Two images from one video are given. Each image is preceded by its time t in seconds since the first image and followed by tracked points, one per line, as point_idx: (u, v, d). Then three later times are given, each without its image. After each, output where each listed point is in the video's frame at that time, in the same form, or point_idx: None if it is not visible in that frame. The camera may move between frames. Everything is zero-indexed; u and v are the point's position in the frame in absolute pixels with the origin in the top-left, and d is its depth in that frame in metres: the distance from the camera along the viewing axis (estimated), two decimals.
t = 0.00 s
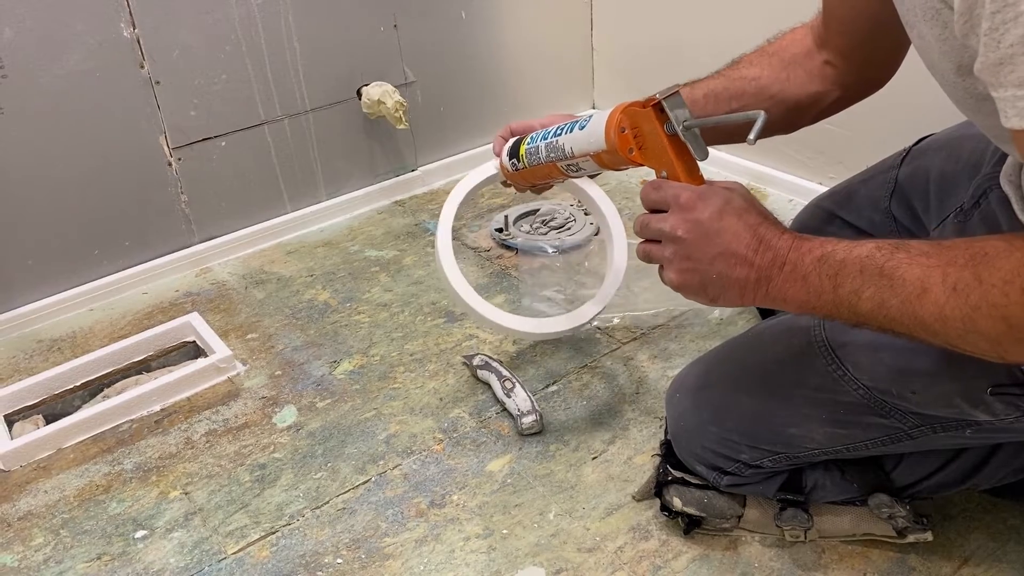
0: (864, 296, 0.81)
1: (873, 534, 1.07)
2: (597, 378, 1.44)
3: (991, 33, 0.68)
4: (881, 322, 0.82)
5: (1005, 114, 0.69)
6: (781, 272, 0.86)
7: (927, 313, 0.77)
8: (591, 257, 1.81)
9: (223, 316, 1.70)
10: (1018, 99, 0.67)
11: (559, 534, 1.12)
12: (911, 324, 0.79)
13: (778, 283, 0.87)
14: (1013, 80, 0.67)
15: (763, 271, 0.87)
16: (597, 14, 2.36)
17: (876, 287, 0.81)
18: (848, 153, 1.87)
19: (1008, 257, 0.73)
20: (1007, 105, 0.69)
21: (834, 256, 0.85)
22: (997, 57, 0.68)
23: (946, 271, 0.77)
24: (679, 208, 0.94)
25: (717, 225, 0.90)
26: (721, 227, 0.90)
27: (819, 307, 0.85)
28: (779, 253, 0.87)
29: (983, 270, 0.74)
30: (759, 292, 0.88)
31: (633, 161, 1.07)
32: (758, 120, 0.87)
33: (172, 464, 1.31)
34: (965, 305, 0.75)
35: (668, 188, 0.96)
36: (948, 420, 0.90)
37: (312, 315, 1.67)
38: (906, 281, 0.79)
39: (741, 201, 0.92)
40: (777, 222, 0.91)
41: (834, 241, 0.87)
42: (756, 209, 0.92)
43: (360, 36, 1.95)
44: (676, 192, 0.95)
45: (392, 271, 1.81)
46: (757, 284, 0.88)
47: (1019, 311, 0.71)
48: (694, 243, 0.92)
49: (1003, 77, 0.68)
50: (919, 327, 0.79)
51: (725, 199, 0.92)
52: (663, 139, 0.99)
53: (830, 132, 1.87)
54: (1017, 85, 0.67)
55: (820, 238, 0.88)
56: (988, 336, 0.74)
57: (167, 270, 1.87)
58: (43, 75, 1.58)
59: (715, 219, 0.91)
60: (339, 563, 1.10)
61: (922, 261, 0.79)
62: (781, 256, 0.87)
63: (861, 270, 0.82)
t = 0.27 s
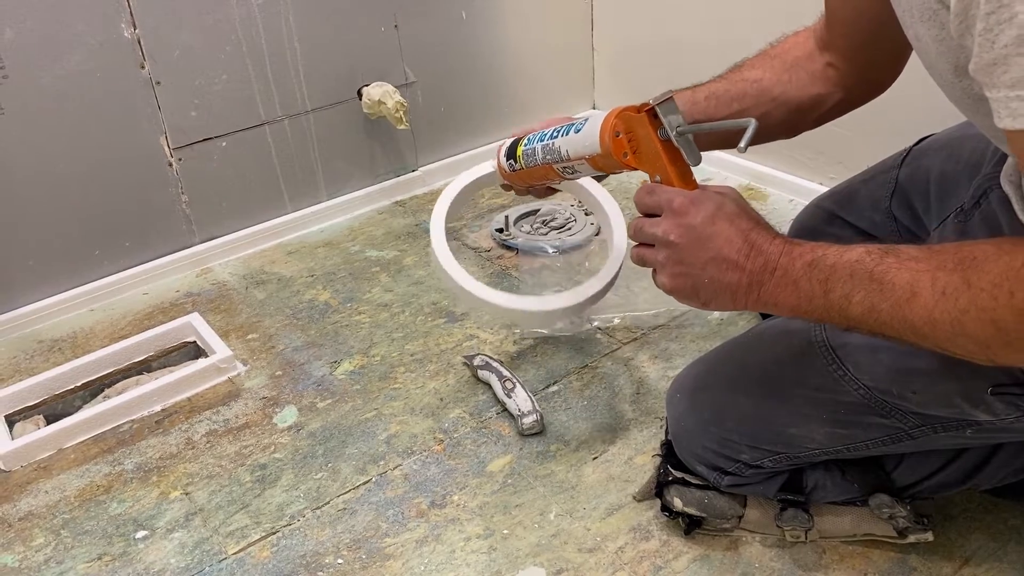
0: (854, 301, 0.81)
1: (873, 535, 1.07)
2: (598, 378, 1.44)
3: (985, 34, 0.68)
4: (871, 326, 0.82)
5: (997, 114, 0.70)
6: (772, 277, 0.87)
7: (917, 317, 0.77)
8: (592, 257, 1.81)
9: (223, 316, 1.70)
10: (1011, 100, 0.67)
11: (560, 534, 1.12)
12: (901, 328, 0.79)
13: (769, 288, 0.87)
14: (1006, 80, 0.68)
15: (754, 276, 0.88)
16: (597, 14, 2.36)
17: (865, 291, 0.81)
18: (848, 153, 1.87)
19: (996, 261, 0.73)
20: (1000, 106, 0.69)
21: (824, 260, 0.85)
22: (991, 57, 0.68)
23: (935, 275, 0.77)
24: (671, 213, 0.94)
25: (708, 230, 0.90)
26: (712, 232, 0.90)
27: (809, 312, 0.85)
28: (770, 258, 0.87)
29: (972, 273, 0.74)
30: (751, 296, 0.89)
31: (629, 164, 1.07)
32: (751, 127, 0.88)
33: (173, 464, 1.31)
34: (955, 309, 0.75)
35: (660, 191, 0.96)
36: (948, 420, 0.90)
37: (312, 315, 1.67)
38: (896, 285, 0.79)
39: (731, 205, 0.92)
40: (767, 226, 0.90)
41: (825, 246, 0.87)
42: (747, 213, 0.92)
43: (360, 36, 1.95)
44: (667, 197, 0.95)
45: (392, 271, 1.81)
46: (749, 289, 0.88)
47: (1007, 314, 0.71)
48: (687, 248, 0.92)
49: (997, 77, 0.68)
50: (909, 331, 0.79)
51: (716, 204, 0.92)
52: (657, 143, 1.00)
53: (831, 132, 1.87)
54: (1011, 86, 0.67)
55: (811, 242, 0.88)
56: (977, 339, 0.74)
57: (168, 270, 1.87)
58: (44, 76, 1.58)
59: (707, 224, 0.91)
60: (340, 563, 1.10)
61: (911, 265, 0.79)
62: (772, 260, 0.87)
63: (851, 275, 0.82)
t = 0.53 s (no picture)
0: (856, 299, 0.82)
1: (874, 535, 1.07)
2: (598, 378, 1.44)
3: (980, 31, 0.68)
4: (875, 319, 0.83)
5: (992, 111, 0.70)
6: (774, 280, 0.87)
7: (918, 314, 0.78)
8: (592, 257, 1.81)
9: (224, 316, 1.70)
10: (1006, 96, 0.68)
11: (560, 534, 1.12)
12: (904, 323, 0.80)
13: (773, 289, 0.88)
14: (1000, 77, 0.68)
15: (756, 281, 0.88)
16: (597, 14, 2.36)
17: (866, 291, 0.81)
18: (849, 153, 1.87)
19: (994, 260, 0.74)
20: (994, 102, 0.69)
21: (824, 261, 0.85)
22: (986, 54, 0.68)
23: (934, 273, 0.77)
24: (665, 231, 0.93)
25: (706, 244, 0.89)
26: (711, 245, 0.89)
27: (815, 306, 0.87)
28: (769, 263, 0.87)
29: (970, 272, 0.75)
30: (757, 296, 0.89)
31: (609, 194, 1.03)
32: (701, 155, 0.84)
33: (174, 464, 1.31)
34: (954, 307, 0.76)
35: (648, 215, 0.94)
36: (949, 420, 0.90)
37: (313, 315, 1.67)
38: (895, 284, 0.79)
39: (725, 211, 0.90)
40: (764, 224, 0.89)
41: (824, 240, 0.87)
42: (742, 215, 0.90)
43: (360, 36, 1.95)
44: (658, 217, 0.93)
45: (393, 271, 1.81)
46: (752, 291, 0.89)
47: (1006, 313, 0.72)
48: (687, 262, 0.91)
49: (991, 74, 0.69)
50: (912, 325, 0.80)
51: (709, 216, 0.90)
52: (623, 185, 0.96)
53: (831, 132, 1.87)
54: (1004, 84, 0.68)
55: (810, 236, 0.88)
56: (978, 336, 0.76)
57: (168, 270, 1.87)
58: (45, 75, 1.58)
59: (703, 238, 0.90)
60: (340, 564, 1.10)
61: (910, 263, 0.79)
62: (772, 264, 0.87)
63: (851, 275, 0.82)
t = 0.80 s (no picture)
0: (885, 282, 0.85)
1: (873, 535, 1.07)
2: (598, 378, 1.44)
3: (996, 20, 0.69)
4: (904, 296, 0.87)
5: (1011, 100, 0.70)
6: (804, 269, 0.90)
7: (946, 297, 0.81)
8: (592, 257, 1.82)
9: (224, 316, 1.70)
10: None
11: (560, 534, 1.13)
12: (933, 303, 0.84)
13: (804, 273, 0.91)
14: (1021, 65, 0.68)
15: (787, 271, 0.92)
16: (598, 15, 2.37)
17: (895, 276, 0.84)
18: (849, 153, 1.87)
19: (1020, 244, 0.77)
20: (1014, 92, 0.69)
21: (850, 249, 0.87)
22: (1004, 43, 0.69)
23: (960, 258, 0.80)
24: (687, 252, 0.95)
25: (732, 253, 0.92)
26: (737, 253, 0.92)
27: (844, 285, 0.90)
28: (797, 255, 0.90)
29: (996, 256, 0.78)
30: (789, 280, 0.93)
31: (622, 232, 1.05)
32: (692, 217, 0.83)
33: (174, 464, 1.31)
34: (982, 292, 0.78)
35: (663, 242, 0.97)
36: (949, 420, 0.90)
37: (313, 316, 1.67)
38: (922, 271, 0.82)
39: (742, 212, 0.92)
40: (784, 214, 0.91)
41: (846, 224, 0.89)
42: (758, 212, 0.92)
43: (360, 37, 1.95)
44: (674, 242, 0.95)
45: (393, 271, 1.81)
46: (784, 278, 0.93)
47: None
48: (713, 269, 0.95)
49: (1010, 63, 0.69)
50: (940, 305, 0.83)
51: (729, 224, 0.92)
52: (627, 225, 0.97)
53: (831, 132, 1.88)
54: (1023, 72, 0.68)
55: (831, 220, 0.90)
56: (1003, 316, 0.79)
57: (169, 271, 1.87)
58: (46, 76, 1.58)
59: (727, 246, 0.92)
60: (340, 564, 1.10)
61: (935, 249, 0.81)
62: (800, 255, 0.90)
63: (879, 262, 0.85)
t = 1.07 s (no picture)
0: (874, 274, 0.86)
1: (874, 535, 1.07)
2: (600, 379, 1.44)
3: (985, 16, 0.69)
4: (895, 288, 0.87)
5: (1000, 96, 0.70)
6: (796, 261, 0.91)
7: (932, 291, 0.81)
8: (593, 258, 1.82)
9: (226, 317, 1.70)
10: (1013, 81, 0.68)
11: (562, 535, 1.13)
12: (921, 295, 0.84)
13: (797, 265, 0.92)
14: (1008, 61, 0.68)
15: (779, 263, 0.93)
16: (599, 15, 2.37)
17: (883, 269, 0.84)
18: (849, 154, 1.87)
19: (1004, 239, 0.77)
20: (1001, 88, 0.69)
21: (839, 242, 0.87)
22: (993, 39, 0.69)
23: (945, 252, 0.80)
24: (685, 252, 0.98)
25: (726, 251, 0.94)
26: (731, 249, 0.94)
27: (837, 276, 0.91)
28: (788, 248, 0.91)
29: (979, 250, 0.78)
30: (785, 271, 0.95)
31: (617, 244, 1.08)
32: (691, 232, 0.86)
33: (177, 465, 1.31)
34: (965, 286, 0.78)
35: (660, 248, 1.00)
36: (950, 421, 0.91)
37: (315, 316, 1.67)
38: (909, 265, 0.82)
39: (735, 208, 0.94)
40: (776, 206, 0.92)
41: (836, 216, 0.89)
42: (751, 206, 0.94)
43: (361, 37, 1.95)
44: (671, 247, 0.98)
45: (394, 272, 1.81)
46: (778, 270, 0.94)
47: (1015, 292, 0.75)
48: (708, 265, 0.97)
49: (999, 59, 0.69)
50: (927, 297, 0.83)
51: (723, 222, 0.94)
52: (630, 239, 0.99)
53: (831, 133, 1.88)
54: (1011, 68, 0.68)
55: (822, 212, 0.90)
56: (990, 309, 0.79)
57: (171, 272, 1.87)
58: (48, 76, 1.59)
59: (722, 243, 0.95)
60: (343, 565, 1.11)
61: (921, 242, 0.81)
62: (791, 248, 0.91)
63: (867, 255, 0.85)
